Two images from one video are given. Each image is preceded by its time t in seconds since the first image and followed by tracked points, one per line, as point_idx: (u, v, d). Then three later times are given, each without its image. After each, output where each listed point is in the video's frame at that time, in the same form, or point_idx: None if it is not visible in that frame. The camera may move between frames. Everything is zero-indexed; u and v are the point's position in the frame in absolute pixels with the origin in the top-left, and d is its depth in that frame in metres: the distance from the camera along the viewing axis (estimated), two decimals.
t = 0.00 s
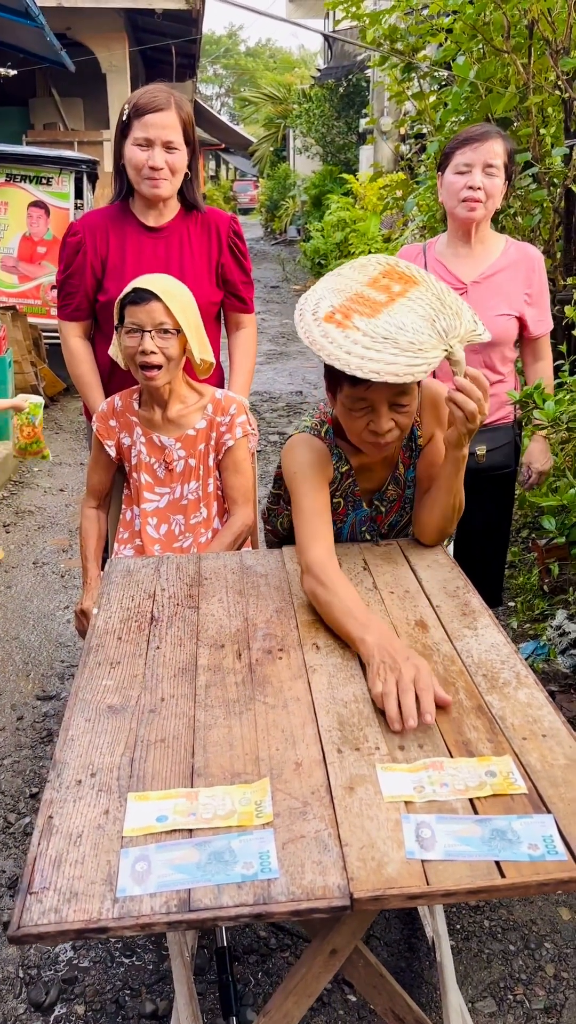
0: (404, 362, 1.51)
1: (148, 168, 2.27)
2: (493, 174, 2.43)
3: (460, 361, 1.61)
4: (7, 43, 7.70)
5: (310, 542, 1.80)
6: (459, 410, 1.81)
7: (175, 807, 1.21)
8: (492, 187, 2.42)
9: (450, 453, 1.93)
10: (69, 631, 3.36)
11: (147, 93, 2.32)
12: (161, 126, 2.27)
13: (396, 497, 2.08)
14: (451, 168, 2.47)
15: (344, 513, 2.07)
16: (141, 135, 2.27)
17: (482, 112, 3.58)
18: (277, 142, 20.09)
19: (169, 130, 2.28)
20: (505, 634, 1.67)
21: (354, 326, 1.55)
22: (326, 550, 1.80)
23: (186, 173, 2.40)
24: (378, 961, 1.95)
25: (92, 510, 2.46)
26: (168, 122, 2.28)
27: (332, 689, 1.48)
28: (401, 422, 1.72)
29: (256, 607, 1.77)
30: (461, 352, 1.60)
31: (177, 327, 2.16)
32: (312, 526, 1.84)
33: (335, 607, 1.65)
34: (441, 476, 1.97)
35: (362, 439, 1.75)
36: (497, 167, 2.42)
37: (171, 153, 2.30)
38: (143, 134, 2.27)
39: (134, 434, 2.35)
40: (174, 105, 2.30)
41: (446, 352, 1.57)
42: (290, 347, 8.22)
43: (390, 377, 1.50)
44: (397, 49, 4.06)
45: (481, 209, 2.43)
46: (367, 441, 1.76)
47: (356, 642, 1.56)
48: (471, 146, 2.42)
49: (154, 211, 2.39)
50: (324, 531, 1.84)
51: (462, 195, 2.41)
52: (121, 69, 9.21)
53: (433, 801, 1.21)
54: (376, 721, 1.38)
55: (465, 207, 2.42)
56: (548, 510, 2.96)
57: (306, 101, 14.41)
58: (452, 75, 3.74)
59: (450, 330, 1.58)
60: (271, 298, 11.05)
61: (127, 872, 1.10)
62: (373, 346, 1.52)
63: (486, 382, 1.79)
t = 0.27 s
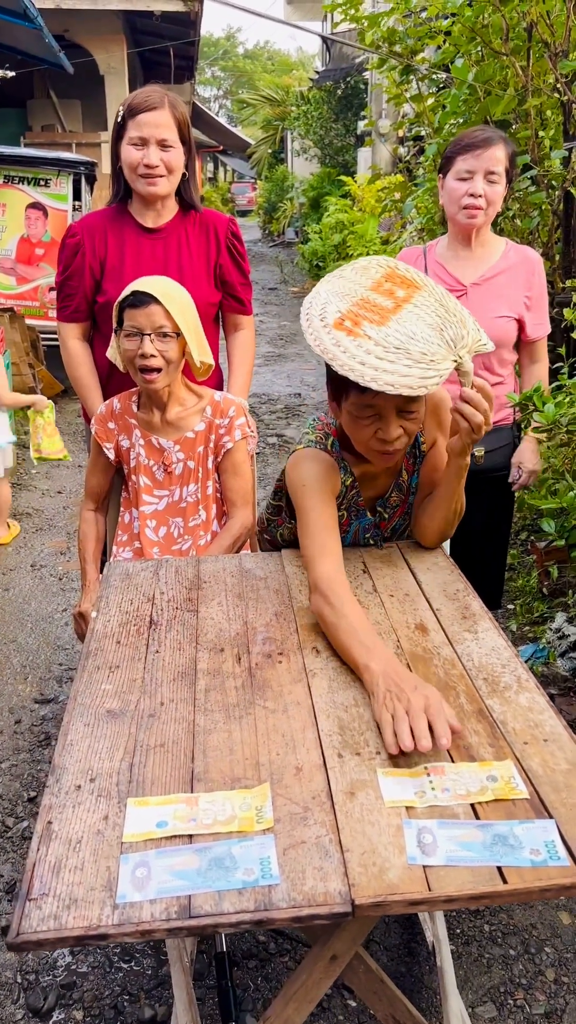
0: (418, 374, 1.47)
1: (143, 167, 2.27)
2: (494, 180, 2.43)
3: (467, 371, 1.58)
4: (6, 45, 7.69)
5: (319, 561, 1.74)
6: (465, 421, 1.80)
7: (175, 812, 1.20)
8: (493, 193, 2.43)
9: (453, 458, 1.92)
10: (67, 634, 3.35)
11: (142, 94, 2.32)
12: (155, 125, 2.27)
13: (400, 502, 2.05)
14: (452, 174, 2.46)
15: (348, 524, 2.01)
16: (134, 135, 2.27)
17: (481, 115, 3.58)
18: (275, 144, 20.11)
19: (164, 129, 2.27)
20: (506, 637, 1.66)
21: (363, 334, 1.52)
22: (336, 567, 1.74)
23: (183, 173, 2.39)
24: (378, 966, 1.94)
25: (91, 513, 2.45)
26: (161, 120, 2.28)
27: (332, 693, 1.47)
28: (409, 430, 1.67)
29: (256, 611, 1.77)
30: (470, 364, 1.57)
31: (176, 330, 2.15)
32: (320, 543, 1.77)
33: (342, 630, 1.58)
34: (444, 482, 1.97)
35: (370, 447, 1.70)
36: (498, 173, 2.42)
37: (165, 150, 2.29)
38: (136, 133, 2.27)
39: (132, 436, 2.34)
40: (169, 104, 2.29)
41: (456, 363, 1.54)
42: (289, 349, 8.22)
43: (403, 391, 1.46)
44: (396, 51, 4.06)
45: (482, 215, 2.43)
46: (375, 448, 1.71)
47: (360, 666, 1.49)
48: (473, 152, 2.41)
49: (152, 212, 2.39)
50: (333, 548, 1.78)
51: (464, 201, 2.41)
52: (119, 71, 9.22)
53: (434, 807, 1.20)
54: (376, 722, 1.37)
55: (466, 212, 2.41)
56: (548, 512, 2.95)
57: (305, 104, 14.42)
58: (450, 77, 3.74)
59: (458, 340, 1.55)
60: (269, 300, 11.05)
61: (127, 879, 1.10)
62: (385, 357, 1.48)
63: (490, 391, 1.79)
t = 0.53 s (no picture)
0: (434, 397, 1.47)
1: (135, 170, 2.28)
2: (499, 183, 2.43)
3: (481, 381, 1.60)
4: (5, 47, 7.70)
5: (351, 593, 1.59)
6: (483, 432, 1.85)
7: (181, 816, 1.20)
8: (497, 196, 2.43)
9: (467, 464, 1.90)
10: (67, 636, 3.35)
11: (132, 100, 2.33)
12: (142, 126, 2.27)
13: (414, 510, 2.02)
14: (458, 177, 2.46)
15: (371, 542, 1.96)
16: (124, 140, 2.29)
17: (481, 118, 3.58)
18: (274, 146, 20.13)
19: (149, 129, 2.27)
20: (511, 640, 1.66)
21: (379, 359, 1.50)
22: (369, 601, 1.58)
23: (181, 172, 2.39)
24: (380, 969, 1.94)
25: (93, 515, 2.45)
26: (149, 121, 2.28)
27: (337, 697, 1.47)
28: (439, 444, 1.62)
29: (260, 613, 1.76)
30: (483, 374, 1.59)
31: (180, 333, 2.16)
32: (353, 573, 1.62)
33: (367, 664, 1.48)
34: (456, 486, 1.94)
35: (400, 467, 1.64)
36: (502, 177, 2.42)
37: (155, 150, 2.29)
38: (125, 139, 2.29)
39: (134, 439, 2.34)
40: (157, 104, 2.29)
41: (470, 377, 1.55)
42: (288, 352, 8.22)
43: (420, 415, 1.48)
44: (396, 54, 4.07)
45: (486, 218, 2.43)
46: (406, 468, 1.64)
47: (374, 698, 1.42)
48: (478, 156, 2.42)
49: (154, 215, 2.39)
50: (366, 579, 1.62)
51: (468, 204, 2.41)
52: (118, 74, 9.23)
53: (441, 810, 1.20)
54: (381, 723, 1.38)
55: (470, 215, 2.41)
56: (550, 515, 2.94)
57: (303, 106, 14.44)
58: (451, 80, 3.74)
59: (470, 353, 1.55)
60: (268, 302, 11.06)
61: (134, 882, 1.09)
62: (401, 382, 1.47)
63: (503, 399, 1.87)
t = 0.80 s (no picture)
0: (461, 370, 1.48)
1: (134, 173, 2.28)
2: (500, 185, 2.43)
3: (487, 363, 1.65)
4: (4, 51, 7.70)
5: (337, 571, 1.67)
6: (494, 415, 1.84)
7: (183, 819, 1.20)
8: (499, 198, 2.43)
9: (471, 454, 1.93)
10: (67, 640, 3.34)
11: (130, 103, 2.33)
12: (139, 129, 2.27)
13: (408, 505, 2.00)
14: (459, 178, 2.46)
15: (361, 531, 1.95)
16: (122, 143, 2.29)
17: (480, 120, 3.59)
18: (273, 150, 20.15)
19: (147, 132, 2.27)
20: (512, 643, 1.66)
21: (398, 336, 1.50)
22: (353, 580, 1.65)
23: (179, 175, 2.40)
24: (382, 973, 1.93)
25: (93, 518, 2.45)
26: (148, 124, 2.28)
27: (338, 699, 1.47)
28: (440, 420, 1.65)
29: (261, 616, 1.76)
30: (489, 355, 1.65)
31: (180, 335, 2.16)
32: (339, 552, 1.69)
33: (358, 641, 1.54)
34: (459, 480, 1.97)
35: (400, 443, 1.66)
36: (504, 178, 2.42)
37: (153, 153, 2.29)
38: (123, 142, 2.28)
39: (134, 441, 2.34)
40: (154, 107, 2.29)
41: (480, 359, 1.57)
42: (287, 355, 8.22)
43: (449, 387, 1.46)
44: (395, 57, 4.08)
45: (488, 220, 2.43)
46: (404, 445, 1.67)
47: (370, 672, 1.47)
48: (480, 157, 2.41)
49: (153, 217, 2.39)
50: (352, 559, 1.69)
51: (470, 206, 2.41)
52: (118, 78, 9.24)
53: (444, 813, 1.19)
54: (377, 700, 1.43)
55: (472, 217, 2.41)
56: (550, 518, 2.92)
57: (302, 110, 14.47)
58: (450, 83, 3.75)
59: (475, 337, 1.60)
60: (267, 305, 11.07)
61: (135, 886, 1.09)
62: (426, 355, 1.47)
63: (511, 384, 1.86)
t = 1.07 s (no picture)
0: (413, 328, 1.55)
1: (134, 178, 2.29)
2: (498, 191, 2.43)
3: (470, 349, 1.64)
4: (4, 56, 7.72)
5: (298, 536, 1.83)
6: (464, 397, 1.84)
7: (183, 824, 1.20)
8: (496, 204, 2.43)
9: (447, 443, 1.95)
10: (66, 644, 3.34)
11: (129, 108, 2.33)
12: (141, 134, 2.28)
13: (391, 503, 2.11)
14: (457, 184, 2.46)
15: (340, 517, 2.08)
16: (122, 148, 2.29)
17: (479, 125, 3.60)
18: (272, 154, 20.19)
19: (148, 137, 2.28)
20: (511, 646, 1.66)
21: (375, 293, 1.62)
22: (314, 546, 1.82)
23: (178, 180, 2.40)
24: (382, 977, 1.93)
25: (92, 522, 2.45)
26: (148, 130, 2.28)
27: (338, 703, 1.47)
28: (404, 394, 1.77)
29: (260, 620, 1.76)
30: (473, 339, 1.62)
31: (180, 340, 2.17)
32: (303, 519, 1.86)
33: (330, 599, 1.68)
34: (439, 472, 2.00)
35: (363, 414, 1.80)
36: (501, 184, 2.42)
37: (153, 159, 2.30)
38: (123, 147, 2.29)
39: (133, 445, 2.34)
40: (154, 112, 2.29)
41: (458, 337, 1.60)
42: (286, 358, 8.23)
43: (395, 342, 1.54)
44: (394, 62, 4.09)
45: (485, 225, 2.44)
46: (368, 417, 1.80)
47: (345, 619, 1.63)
48: (477, 164, 2.41)
49: (152, 222, 2.39)
50: (314, 527, 1.85)
51: (467, 213, 2.42)
52: (116, 83, 9.26)
53: (444, 817, 1.19)
54: (354, 646, 1.58)
55: (469, 223, 2.42)
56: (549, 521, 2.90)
57: (301, 114, 14.49)
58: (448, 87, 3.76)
59: (467, 318, 1.62)
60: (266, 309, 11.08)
61: (135, 891, 1.09)
62: (390, 314, 1.57)
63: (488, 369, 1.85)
